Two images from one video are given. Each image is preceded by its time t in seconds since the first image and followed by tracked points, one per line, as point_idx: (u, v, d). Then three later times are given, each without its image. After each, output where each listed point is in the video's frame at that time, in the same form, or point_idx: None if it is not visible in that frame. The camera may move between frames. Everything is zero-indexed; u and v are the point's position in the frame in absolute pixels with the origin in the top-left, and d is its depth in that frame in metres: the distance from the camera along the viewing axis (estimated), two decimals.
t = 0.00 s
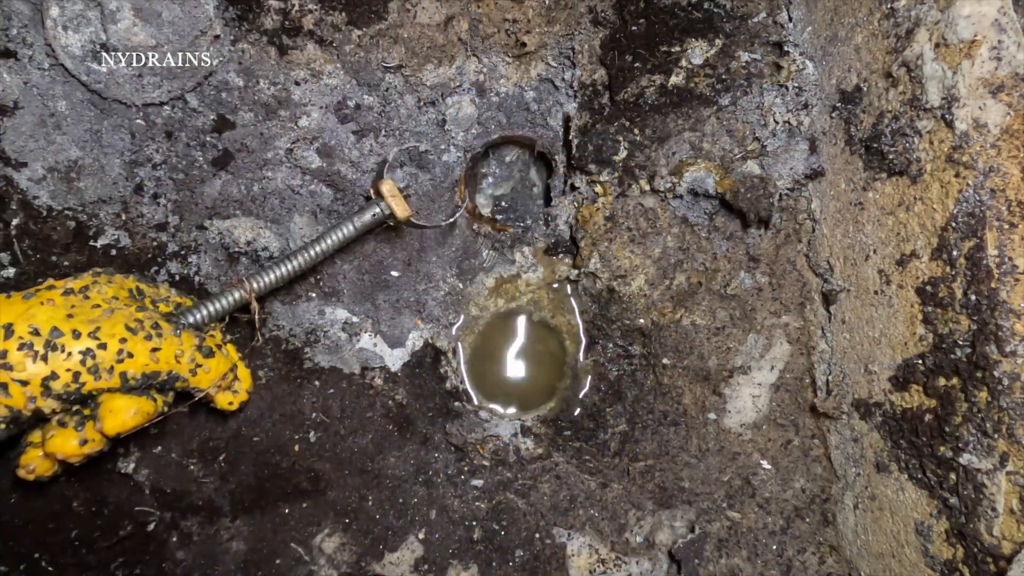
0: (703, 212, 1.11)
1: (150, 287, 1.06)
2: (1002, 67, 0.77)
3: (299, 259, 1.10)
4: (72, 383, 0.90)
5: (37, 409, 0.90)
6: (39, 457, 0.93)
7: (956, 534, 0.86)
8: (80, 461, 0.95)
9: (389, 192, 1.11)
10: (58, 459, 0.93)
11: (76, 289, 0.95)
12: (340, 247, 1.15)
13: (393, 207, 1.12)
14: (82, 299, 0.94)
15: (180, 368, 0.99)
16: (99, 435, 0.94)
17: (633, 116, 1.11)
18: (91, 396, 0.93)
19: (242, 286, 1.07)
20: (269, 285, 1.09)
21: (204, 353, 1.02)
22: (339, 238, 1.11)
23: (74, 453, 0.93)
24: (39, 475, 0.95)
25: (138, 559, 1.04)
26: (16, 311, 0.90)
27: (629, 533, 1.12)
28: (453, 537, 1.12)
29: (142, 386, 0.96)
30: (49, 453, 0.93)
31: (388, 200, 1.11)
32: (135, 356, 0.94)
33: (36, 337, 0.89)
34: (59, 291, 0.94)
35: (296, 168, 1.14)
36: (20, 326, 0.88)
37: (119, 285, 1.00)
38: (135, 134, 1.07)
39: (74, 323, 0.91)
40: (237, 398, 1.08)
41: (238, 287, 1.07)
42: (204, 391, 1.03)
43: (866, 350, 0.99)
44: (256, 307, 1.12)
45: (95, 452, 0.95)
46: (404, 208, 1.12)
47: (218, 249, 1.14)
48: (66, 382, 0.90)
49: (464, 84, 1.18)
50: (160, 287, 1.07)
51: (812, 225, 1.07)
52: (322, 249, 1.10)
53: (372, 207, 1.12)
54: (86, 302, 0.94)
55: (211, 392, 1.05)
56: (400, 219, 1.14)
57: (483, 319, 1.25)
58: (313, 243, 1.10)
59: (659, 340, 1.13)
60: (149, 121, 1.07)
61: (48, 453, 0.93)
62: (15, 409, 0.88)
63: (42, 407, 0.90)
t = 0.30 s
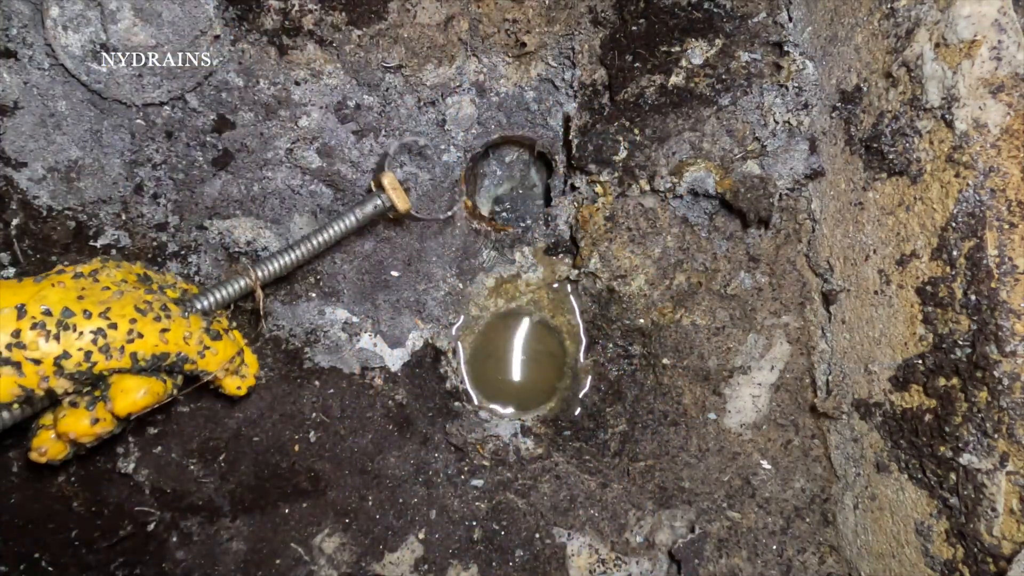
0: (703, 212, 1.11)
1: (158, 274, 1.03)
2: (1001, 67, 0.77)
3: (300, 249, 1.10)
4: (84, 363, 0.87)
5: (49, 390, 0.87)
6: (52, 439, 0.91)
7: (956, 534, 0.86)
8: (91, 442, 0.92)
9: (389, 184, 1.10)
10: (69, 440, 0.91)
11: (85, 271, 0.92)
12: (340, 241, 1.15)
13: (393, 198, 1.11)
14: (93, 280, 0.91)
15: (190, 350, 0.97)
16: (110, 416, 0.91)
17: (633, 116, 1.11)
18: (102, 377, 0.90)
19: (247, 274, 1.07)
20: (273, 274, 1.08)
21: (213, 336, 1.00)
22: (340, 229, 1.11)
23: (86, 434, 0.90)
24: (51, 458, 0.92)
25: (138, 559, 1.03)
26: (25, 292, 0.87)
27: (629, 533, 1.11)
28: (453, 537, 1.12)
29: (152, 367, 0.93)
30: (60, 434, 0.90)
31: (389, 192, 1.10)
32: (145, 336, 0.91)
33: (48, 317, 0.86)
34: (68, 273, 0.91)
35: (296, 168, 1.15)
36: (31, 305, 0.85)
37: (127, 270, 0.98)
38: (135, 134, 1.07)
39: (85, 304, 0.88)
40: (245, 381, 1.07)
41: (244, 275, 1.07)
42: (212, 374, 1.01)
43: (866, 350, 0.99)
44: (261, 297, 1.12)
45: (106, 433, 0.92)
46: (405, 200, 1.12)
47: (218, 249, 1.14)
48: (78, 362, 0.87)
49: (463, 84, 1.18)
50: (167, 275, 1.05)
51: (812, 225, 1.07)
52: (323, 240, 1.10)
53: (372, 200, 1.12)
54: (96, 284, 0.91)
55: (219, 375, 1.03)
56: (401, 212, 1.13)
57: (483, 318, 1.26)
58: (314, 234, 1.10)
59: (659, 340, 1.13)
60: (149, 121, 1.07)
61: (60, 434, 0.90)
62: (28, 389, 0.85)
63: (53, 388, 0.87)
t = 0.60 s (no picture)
0: (703, 212, 1.11)
1: (163, 275, 1.03)
2: (1002, 67, 0.77)
3: (307, 252, 1.10)
4: (85, 364, 0.87)
5: (50, 390, 0.86)
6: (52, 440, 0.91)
7: (956, 534, 0.86)
8: (92, 443, 0.92)
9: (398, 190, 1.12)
10: (69, 440, 0.90)
11: (89, 271, 0.92)
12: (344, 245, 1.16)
13: (401, 204, 1.13)
14: (96, 281, 0.91)
15: (192, 352, 0.96)
16: (110, 417, 0.91)
17: (634, 116, 1.11)
18: (103, 378, 0.90)
19: (253, 277, 1.07)
20: (279, 277, 1.08)
21: (216, 338, 1.00)
22: (347, 233, 1.11)
23: (85, 435, 0.90)
24: (52, 458, 0.92)
25: (139, 559, 1.02)
26: (29, 292, 0.87)
27: (629, 533, 1.11)
28: (453, 537, 1.11)
29: (154, 369, 0.93)
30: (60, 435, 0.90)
31: (396, 197, 1.12)
32: (147, 338, 0.91)
33: (50, 317, 0.85)
34: (72, 273, 0.91)
35: (296, 168, 1.15)
36: (34, 305, 0.85)
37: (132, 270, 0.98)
38: (135, 134, 1.07)
39: (88, 304, 0.88)
40: (249, 384, 1.07)
41: (250, 278, 1.06)
42: (215, 376, 1.01)
43: (866, 350, 0.99)
44: (266, 300, 1.11)
45: (106, 434, 0.92)
46: (411, 205, 1.13)
47: (218, 249, 1.15)
48: (79, 363, 0.86)
49: (464, 84, 1.18)
50: (172, 276, 1.05)
51: (812, 225, 1.07)
52: (330, 244, 1.11)
53: (379, 205, 1.13)
54: (100, 285, 0.91)
55: (223, 377, 1.03)
56: (408, 217, 1.15)
57: (483, 318, 1.28)
58: (321, 237, 1.11)
59: (659, 340, 1.13)
60: (149, 121, 1.07)
61: (60, 435, 0.90)
62: (29, 390, 0.85)
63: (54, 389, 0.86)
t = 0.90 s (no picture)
0: (703, 212, 1.11)
1: (162, 271, 1.03)
2: (1002, 67, 0.77)
3: (305, 248, 1.10)
4: (88, 359, 0.87)
5: (54, 386, 0.86)
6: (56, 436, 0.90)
7: (956, 534, 0.86)
8: (95, 439, 0.92)
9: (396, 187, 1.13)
10: (73, 436, 0.90)
11: (90, 268, 0.92)
12: (341, 242, 1.16)
13: (399, 200, 1.13)
14: (97, 277, 0.91)
15: (194, 347, 0.97)
16: (114, 412, 0.91)
17: (633, 116, 1.11)
18: (106, 374, 0.90)
19: (253, 272, 1.07)
20: (277, 272, 1.08)
21: (216, 333, 1.00)
22: (344, 229, 1.11)
23: (89, 431, 0.90)
24: (55, 454, 0.92)
25: (139, 559, 1.02)
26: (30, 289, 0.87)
27: (629, 533, 1.11)
28: (453, 537, 1.11)
29: (156, 364, 0.93)
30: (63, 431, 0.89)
31: (395, 193, 1.12)
32: (149, 333, 0.91)
33: (53, 313, 0.85)
34: (73, 269, 0.91)
35: (296, 168, 1.15)
36: (36, 301, 0.85)
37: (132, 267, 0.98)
38: (135, 134, 1.07)
39: (90, 300, 0.88)
40: (250, 378, 1.07)
41: (249, 273, 1.06)
42: (217, 371, 1.01)
43: (866, 350, 0.99)
44: (266, 296, 1.11)
45: (110, 430, 0.92)
46: (409, 201, 1.14)
47: (218, 249, 1.14)
48: (83, 358, 0.86)
49: (463, 84, 1.18)
50: (171, 272, 1.05)
51: (812, 225, 1.07)
52: (329, 239, 1.11)
53: (377, 201, 1.13)
54: (101, 281, 0.91)
55: (224, 372, 1.03)
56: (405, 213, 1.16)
57: (482, 318, 1.29)
58: (319, 233, 1.11)
59: (659, 339, 1.13)
60: (149, 121, 1.07)
61: (63, 431, 0.90)
62: (33, 386, 0.84)
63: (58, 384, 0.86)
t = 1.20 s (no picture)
0: (703, 212, 1.11)
1: (163, 271, 1.03)
2: (1002, 67, 0.77)
3: (310, 250, 1.10)
4: (87, 362, 0.86)
5: (52, 387, 0.86)
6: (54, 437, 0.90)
7: (956, 534, 0.86)
8: (93, 440, 0.93)
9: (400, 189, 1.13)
10: (71, 438, 0.91)
11: (89, 269, 0.92)
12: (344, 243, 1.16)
13: (403, 203, 1.13)
14: (97, 279, 0.91)
15: (194, 350, 0.97)
16: (112, 414, 0.91)
17: (633, 116, 1.11)
18: (105, 376, 0.90)
19: (254, 274, 1.06)
20: (281, 273, 1.08)
21: (216, 336, 1.00)
22: (347, 232, 1.11)
23: (87, 433, 0.90)
24: (53, 455, 0.92)
25: (139, 559, 1.02)
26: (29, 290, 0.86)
27: (629, 533, 1.11)
28: (452, 537, 1.11)
29: (155, 367, 0.93)
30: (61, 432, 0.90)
31: (400, 196, 1.12)
32: (149, 336, 0.91)
33: (51, 315, 0.85)
34: (73, 270, 0.90)
35: (296, 168, 1.15)
36: (36, 303, 0.84)
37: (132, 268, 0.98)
38: (135, 134, 1.07)
39: (89, 303, 0.88)
40: (250, 380, 1.07)
41: (250, 275, 1.06)
42: (216, 374, 1.01)
43: (866, 350, 0.99)
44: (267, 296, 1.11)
45: (108, 432, 0.92)
46: (414, 203, 1.14)
47: (218, 249, 1.15)
48: (81, 361, 0.86)
49: (464, 84, 1.18)
50: (172, 272, 1.05)
51: (812, 225, 1.07)
52: (333, 240, 1.11)
53: (382, 202, 1.13)
54: (100, 283, 0.91)
55: (223, 374, 1.04)
56: (409, 215, 1.16)
57: (483, 318, 1.29)
58: (324, 234, 1.11)
59: (659, 339, 1.13)
60: (149, 121, 1.07)
61: (61, 432, 0.90)
62: (31, 388, 0.84)
63: (56, 387, 0.86)
